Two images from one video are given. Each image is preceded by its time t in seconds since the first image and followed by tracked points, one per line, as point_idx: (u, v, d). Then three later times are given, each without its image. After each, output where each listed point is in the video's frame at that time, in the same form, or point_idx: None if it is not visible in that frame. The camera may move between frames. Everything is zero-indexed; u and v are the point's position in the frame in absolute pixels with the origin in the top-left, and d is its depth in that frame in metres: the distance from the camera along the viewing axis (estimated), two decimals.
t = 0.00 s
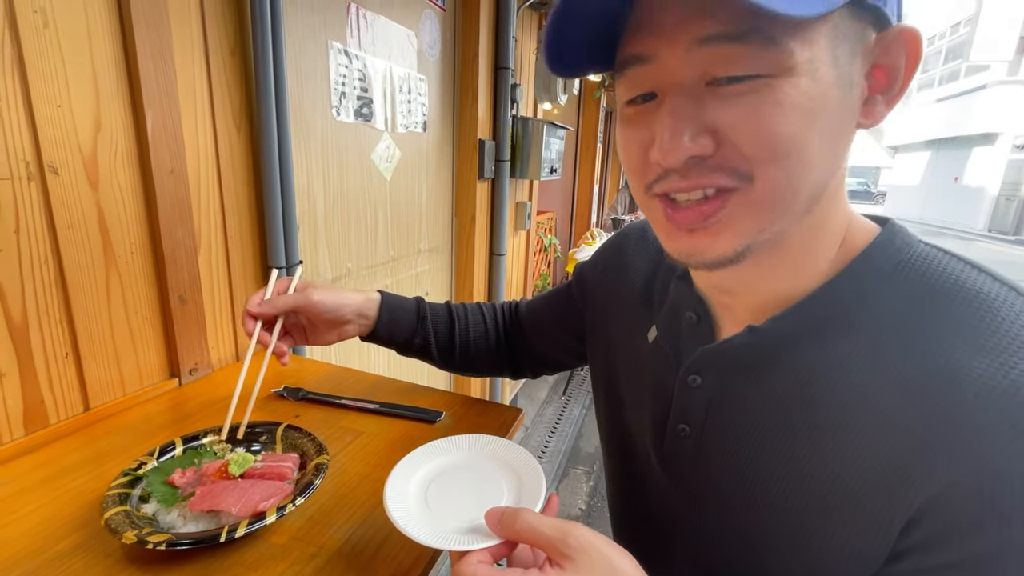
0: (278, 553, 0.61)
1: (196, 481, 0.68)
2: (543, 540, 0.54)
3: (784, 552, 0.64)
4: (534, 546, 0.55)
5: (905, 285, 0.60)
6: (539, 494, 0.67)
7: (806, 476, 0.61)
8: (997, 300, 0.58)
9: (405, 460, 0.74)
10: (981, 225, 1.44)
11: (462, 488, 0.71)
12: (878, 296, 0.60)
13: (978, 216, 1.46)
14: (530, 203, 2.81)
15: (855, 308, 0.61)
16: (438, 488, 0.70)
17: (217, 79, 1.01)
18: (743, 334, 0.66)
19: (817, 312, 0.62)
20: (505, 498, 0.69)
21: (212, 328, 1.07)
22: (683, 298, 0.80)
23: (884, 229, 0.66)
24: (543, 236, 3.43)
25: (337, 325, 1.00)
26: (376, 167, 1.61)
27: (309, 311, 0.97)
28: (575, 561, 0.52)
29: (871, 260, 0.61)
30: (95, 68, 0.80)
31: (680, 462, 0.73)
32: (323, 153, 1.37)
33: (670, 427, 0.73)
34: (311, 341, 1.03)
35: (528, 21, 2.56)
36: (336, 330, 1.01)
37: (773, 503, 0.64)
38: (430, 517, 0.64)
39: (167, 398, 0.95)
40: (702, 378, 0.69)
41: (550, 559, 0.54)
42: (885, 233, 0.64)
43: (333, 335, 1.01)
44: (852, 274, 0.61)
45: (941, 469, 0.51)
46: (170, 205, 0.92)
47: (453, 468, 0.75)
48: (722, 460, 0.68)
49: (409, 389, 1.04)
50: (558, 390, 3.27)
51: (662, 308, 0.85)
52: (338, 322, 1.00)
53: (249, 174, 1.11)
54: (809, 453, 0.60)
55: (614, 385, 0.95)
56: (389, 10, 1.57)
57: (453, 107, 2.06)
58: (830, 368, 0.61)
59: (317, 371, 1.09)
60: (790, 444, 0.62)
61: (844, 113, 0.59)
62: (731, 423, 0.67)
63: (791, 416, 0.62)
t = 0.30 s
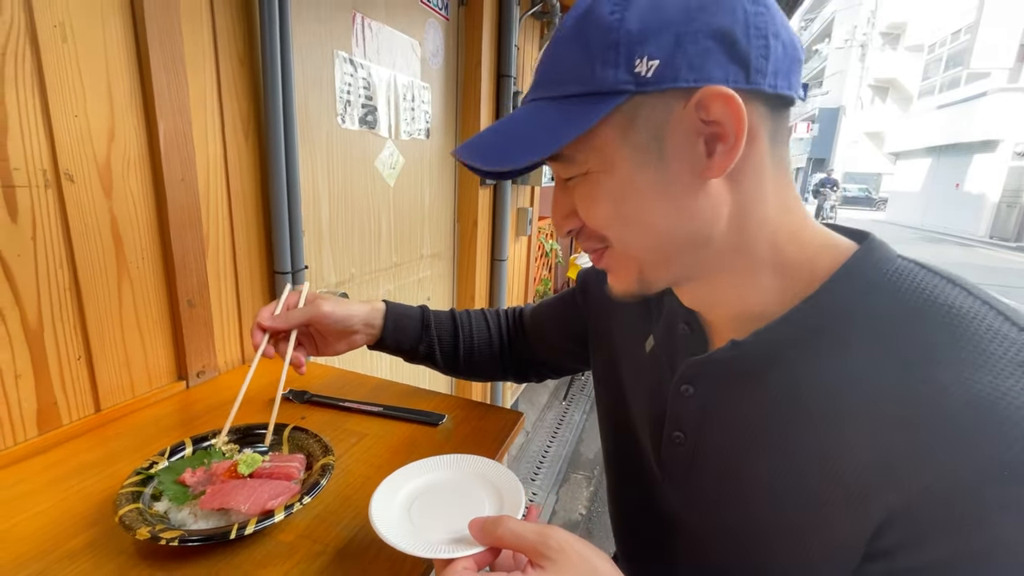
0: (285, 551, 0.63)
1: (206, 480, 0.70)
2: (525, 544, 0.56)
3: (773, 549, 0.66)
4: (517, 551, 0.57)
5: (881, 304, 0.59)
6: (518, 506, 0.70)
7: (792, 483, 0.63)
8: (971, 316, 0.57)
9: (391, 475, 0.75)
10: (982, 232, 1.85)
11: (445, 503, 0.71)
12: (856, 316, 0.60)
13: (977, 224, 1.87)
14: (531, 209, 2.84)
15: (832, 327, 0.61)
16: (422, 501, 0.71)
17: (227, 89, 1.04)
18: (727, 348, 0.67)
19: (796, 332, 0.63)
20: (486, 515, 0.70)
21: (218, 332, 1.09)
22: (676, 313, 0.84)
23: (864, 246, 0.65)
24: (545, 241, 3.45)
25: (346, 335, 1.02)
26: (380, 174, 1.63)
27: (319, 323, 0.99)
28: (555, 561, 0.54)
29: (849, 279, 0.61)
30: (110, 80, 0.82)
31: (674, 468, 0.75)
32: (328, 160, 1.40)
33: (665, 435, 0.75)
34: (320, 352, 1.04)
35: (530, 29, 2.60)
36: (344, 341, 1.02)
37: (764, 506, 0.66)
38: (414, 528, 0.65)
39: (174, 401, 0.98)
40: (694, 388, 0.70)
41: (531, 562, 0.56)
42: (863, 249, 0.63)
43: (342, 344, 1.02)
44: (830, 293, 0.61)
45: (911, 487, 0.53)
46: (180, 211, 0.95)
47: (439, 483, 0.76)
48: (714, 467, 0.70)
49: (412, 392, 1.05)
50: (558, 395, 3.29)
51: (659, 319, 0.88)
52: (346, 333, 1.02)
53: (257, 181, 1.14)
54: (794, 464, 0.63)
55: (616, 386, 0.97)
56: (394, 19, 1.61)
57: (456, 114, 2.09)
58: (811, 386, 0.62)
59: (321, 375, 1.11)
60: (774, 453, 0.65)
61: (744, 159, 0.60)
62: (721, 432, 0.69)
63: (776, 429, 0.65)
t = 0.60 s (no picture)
0: (292, 544, 0.65)
1: (218, 476, 0.73)
2: (507, 526, 0.58)
3: (743, 542, 0.67)
4: (502, 533, 0.59)
5: (835, 298, 0.62)
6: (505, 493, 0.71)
7: (755, 474, 0.64)
8: (917, 309, 0.59)
9: (389, 464, 0.78)
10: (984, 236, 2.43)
11: (438, 491, 0.74)
12: (812, 310, 0.62)
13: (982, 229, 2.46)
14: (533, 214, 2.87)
15: (789, 322, 0.63)
16: (416, 489, 0.74)
17: (237, 98, 1.07)
18: (697, 345, 0.69)
19: (757, 326, 0.65)
20: (476, 495, 0.74)
21: (226, 333, 1.12)
22: (655, 312, 0.85)
23: (822, 246, 0.67)
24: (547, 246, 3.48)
25: (343, 365, 1.01)
26: (384, 180, 1.66)
27: (316, 356, 0.98)
28: (535, 541, 0.56)
29: (805, 276, 0.63)
30: (127, 89, 0.86)
31: (656, 462, 0.77)
32: (334, 166, 1.43)
33: (647, 431, 0.77)
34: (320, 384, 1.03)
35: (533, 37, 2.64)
36: (342, 371, 1.01)
37: (735, 501, 0.67)
38: (405, 514, 0.68)
39: (184, 400, 1.00)
40: (671, 385, 0.73)
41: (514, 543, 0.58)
42: (821, 250, 0.65)
43: (340, 374, 1.01)
44: (788, 289, 0.63)
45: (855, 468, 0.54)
46: (192, 215, 0.98)
47: (433, 473, 0.78)
48: (690, 462, 0.72)
49: (414, 394, 1.08)
50: (560, 399, 3.30)
51: (640, 320, 0.90)
52: (344, 362, 1.01)
53: (265, 186, 1.17)
54: (760, 455, 0.64)
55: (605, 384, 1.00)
56: (400, 29, 1.64)
57: (459, 120, 2.12)
58: (774, 379, 0.63)
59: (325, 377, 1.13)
60: (739, 444, 0.66)
61: (710, 162, 0.63)
62: (696, 427, 0.71)
63: (742, 423, 0.66)
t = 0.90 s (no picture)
0: (301, 541, 0.66)
1: (232, 474, 0.75)
2: (511, 524, 0.60)
3: (740, 533, 0.68)
4: (506, 531, 0.61)
5: (826, 300, 0.63)
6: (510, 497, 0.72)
7: (753, 469, 0.66)
8: (908, 308, 0.60)
9: (395, 470, 0.79)
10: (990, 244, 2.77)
11: (446, 492, 0.75)
12: (807, 311, 0.64)
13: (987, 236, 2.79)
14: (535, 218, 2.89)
15: (784, 322, 0.65)
16: (423, 492, 0.76)
17: (247, 104, 1.09)
18: (695, 340, 0.71)
19: (753, 326, 0.66)
20: (482, 496, 0.75)
21: (234, 334, 1.14)
22: (657, 310, 0.86)
23: (817, 248, 0.69)
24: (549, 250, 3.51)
25: (353, 378, 1.01)
26: (389, 184, 1.68)
27: (326, 366, 0.99)
28: (538, 538, 0.57)
29: (797, 276, 0.65)
30: (141, 95, 0.88)
31: (656, 457, 0.78)
32: (339, 171, 1.45)
33: (646, 426, 0.79)
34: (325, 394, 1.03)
35: (535, 43, 2.66)
36: (351, 385, 1.01)
37: (733, 493, 0.68)
38: (413, 515, 0.69)
39: (192, 400, 1.02)
40: (670, 381, 0.74)
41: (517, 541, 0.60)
42: (814, 252, 0.67)
43: (348, 387, 1.01)
44: (783, 290, 0.65)
45: (847, 462, 0.55)
46: (202, 218, 1.00)
47: (438, 477, 0.79)
48: (688, 456, 0.73)
49: (418, 396, 1.09)
50: (562, 403, 3.31)
51: (641, 317, 0.92)
52: (354, 377, 1.01)
53: (272, 190, 1.19)
54: (758, 453, 0.65)
55: (606, 382, 1.02)
56: (405, 35, 1.66)
57: (463, 125, 2.14)
58: (773, 377, 0.65)
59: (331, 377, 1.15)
60: (737, 441, 0.68)
61: (711, 169, 0.65)
62: (694, 421, 0.72)
63: (739, 418, 0.68)
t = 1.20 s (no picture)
0: (307, 540, 0.66)
1: (248, 475, 0.75)
2: (507, 528, 0.60)
3: (750, 533, 0.68)
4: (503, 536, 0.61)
5: (849, 302, 0.63)
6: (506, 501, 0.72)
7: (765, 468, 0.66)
8: (931, 313, 0.61)
9: (393, 475, 0.78)
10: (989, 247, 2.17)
11: (442, 497, 0.75)
12: (829, 312, 0.64)
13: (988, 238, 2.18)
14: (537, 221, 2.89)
15: (806, 322, 0.65)
16: (419, 495, 0.75)
17: (253, 105, 1.10)
18: (715, 341, 0.70)
19: (773, 324, 0.66)
20: (477, 499, 0.74)
21: (238, 333, 1.14)
22: (673, 311, 0.86)
23: (839, 251, 0.69)
24: (551, 253, 3.51)
25: (366, 378, 1.01)
26: (392, 185, 1.68)
27: (337, 364, 0.99)
28: (534, 541, 0.58)
29: (821, 277, 0.65)
30: (148, 96, 0.88)
31: (665, 460, 0.78)
32: (344, 172, 1.45)
33: (657, 428, 0.78)
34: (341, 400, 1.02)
35: (538, 46, 2.67)
36: (364, 386, 1.01)
37: (745, 493, 0.68)
38: (409, 519, 0.69)
39: (196, 400, 1.02)
40: (684, 381, 0.74)
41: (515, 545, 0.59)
42: (838, 254, 0.67)
43: (362, 389, 1.01)
44: (805, 289, 0.65)
45: (865, 462, 0.56)
46: (208, 219, 1.00)
47: (435, 480, 0.79)
48: (701, 456, 0.73)
49: (423, 397, 1.09)
50: (563, 406, 3.30)
51: (654, 318, 0.91)
52: (368, 377, 1.01)
53: (277, 190, 1.19)
54: (770, 454, 0.66)
55: (615, 382, 1.02)
56: (409, 38, 1.67)
57: (466, 127, 2.15)
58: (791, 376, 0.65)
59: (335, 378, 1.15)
60: (751, 440, 0.68)
61: (743, 167, 0.65)
62: (709, 422, 0.72)
63: (755, 418, 0.68)
